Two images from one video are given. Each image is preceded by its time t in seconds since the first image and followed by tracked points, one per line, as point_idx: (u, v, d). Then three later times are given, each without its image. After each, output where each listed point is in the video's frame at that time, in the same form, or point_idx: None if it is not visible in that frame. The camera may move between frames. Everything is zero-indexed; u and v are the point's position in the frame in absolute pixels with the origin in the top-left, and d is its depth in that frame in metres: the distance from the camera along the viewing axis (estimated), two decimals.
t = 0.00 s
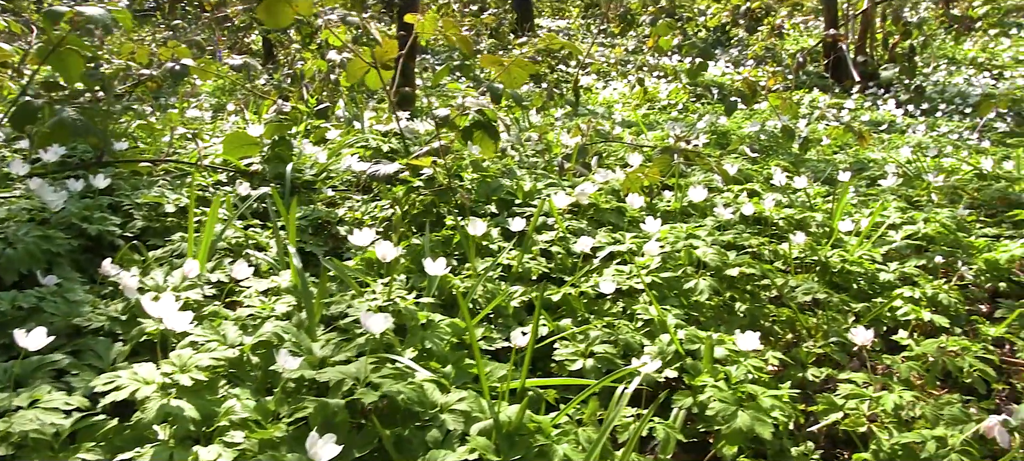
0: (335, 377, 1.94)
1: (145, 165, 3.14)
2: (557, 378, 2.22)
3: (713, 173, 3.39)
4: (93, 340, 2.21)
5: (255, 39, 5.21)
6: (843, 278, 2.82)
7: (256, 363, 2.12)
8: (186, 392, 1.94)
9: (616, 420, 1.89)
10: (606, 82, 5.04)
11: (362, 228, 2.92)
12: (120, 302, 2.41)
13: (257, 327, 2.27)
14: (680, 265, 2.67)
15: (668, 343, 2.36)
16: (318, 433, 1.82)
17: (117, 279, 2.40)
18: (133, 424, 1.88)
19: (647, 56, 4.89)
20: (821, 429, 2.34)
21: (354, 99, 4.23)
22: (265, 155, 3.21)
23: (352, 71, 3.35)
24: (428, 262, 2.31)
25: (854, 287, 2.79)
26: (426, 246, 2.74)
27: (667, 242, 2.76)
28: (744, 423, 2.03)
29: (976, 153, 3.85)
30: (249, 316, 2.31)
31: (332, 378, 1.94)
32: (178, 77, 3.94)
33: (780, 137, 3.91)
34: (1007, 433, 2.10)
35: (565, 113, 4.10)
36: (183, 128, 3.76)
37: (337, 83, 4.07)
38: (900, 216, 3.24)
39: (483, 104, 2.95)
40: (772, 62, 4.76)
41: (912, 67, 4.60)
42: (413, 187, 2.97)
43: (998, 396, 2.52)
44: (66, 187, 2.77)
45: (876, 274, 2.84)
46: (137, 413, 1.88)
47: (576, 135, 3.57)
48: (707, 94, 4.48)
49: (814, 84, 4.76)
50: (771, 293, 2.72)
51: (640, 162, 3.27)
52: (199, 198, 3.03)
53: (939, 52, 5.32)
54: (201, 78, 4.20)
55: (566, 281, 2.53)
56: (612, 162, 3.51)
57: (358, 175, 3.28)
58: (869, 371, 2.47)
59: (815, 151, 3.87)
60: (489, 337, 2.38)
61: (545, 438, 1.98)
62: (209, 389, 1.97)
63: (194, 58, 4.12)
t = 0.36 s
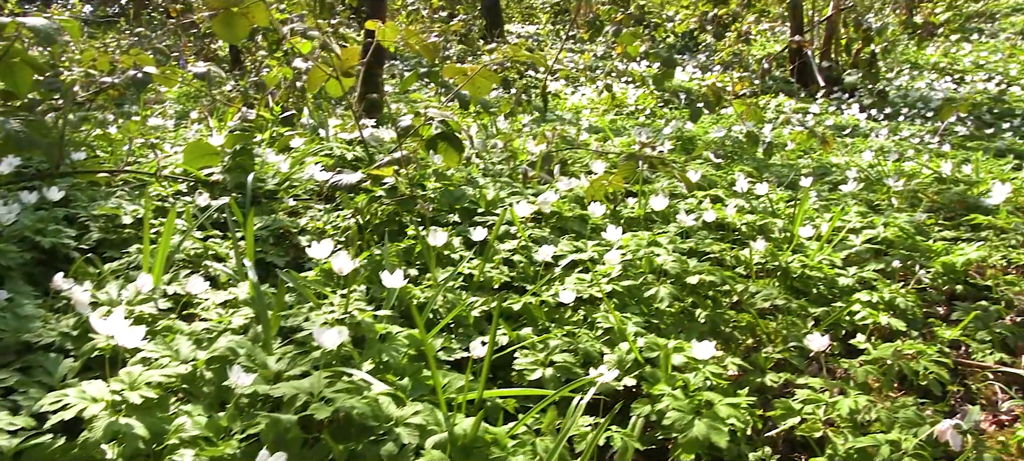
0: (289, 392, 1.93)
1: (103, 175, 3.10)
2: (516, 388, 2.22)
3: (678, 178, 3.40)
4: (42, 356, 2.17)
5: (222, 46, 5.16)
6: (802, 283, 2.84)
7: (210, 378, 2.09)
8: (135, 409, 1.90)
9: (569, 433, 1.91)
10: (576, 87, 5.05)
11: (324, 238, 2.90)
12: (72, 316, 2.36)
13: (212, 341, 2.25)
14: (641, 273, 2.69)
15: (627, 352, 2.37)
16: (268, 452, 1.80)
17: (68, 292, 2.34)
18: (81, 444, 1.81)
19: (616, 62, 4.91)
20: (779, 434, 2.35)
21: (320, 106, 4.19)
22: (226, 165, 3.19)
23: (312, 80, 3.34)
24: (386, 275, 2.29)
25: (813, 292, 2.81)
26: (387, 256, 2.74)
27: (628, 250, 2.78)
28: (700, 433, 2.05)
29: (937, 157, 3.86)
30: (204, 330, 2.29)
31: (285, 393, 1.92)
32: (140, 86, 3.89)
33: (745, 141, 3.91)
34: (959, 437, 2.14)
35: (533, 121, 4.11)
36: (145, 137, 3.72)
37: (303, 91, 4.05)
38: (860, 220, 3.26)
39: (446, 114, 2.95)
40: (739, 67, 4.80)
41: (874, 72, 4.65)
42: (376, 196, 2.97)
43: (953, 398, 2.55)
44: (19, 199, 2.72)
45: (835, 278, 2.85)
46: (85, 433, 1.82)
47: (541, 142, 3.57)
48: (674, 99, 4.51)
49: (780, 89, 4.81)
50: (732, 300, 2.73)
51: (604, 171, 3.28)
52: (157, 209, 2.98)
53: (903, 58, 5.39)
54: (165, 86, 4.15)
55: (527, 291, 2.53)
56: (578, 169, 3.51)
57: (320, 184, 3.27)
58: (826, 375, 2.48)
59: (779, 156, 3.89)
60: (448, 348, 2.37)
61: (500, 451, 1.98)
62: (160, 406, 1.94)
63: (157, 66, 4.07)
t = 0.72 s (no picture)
0: (243, 407, 1.91)
1: (60, 186, 3.04)
2: (476, 398, 2.21)
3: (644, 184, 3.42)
4: None
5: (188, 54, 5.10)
6: (764, 287, 2.83)
7: (163, 394, 2.07)
8: (84, 428, 1.84)
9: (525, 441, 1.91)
10: (545, 93, 5.05)
11: (286, 248, 2.88)
12: (24, 333, 2.31)
13: (167, 355, 2.23)
14: (602, 280, 2.69)
15: (588, 360, 2.37)
16: None
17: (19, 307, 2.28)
18: None
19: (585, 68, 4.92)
20: (739, 439, 2.35)
21: (285, 114, 4.15)
22: (187, 175, 3.17)
23: (274, 89, 3.32)
24: (345, 286, 2.27)
25: (774, 297, 2.81)
26: (348, 266, 2.73)
27: (591, 257, 2.78)
28: (658, 440, 2.05)
29: (898, 161, 3.88)
30: (159, 345, 2.27)
31: (240, 408, 1.91)
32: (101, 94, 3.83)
33: (710, 146, 3.90)
34: (913, 439, 2.16)
35: (500, 128, 4.11)
36: (106, 148, 3.67)
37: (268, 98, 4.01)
38: (822, 223, 3.27)
39: (410, 123, 2.93)
40: (706, 72, 4.83)
41: (839, 77, 4.62)
42: (338, 206, 2.96)
43: (911, 400, 2.57)
44: None
45: (796, 283, 2.86)
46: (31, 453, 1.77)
47: (507, 149, 3.57)
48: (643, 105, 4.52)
49: (747, 94, 4.85)
50: (693, 306, 2.74)
51: (569, 177, 3.27)
52: (116, 220, 2.94)
53: (867, 62, 5.45)
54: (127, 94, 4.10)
55: (489, 300, 2.53)
56: (543, 176, 3.50)
57: (283, 193, 3.27)
58: (785, 380, 2.50)
59: (744, 161, 3.90)
60: (409, 358, 2.37)
61: None
62: (111, 424, 1.89)
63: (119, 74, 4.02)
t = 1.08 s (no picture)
0: (200, 421, 1.89)
1: (16, 198, 2.99)
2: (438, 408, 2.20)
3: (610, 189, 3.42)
4: None
5: (154, 61, 5.05)
6: (727, 292, 2.84)
7: (118, 410, 2.03)
8: (35, 447, 1.83)
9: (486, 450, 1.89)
10: (515, 97, 5.05)
11: (249, 258, 2.86)
12: None
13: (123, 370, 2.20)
14: (566, 287, 2.69)
15: (550, 367, 2.38)
16: None
17: None
18: None
19: (554, 72, 4.92)
20: (701, 444, 2.36)
21: (250, 121, 4.11)
22: (147, 186, 3.15)
23: (237, 96, 3.26)
24: (305, 297, 2.27)
25: (737, 301, 2.82)
26: (311, 276, 2.71)
27: (555, 264, 2.78)
28: (618, 447, 2.05)
29: (861, 164, 3.86)
30: (115, 360, 2.23)
31: (197, 422, 1.88)
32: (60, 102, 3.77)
33: (676, 151, 3.91)
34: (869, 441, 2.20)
35: (468, 134, 4.10)
36: (66, 158, 3.62)
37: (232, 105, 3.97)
38: (784, 226, 3.27)
39: (376, 131, 2.90)
40: (675, 76, 4.85)
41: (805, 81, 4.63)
42: (301, 215, 2.98)
43: (870, 401, 2.60)
44: None
45: (759, 286, 2.87)
46: None
47: (473, 156, 3.56)
48: (611, 109, 4.53)
49: (715, 98, 4.88)
50: (656, 311, 2.74)
51: (535, 183, 3.27)
52: (73, 232, 2.90)
53: (833, 66, 5.51)
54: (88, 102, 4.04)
55: (452, 308, 2.53)
56: (509, 183, 3.50)
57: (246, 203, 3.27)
58: (746, 384, 2.52)
59: (711, 164, 3.89)
60: (371, 369, 2.37)
61: None
62: (63, 442, 1.87)
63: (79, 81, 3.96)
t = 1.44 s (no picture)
0: (156, 438, 1.85)
1: None
2: (398, 419, 2.19)
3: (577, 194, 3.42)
4: None
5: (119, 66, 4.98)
6: (690, 296, 2.85)
7: (71, 427, 1.99)
8: None
9: None
10: (484, 101, 5.04)
11: (211, 268, 2.84)
12: None
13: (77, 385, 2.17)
14: (529, 295, 2.68)
15: (512, 375, 2.38)
16: None
17: None
18: None
19: (524, 76, 4.92)
20: (663, 449, 2.37)
21: (215, 127, 4.07)
22: (107, 195, 3.10)
23: (198, 104, 3.22)
24: (262, 310, 2.25)
25: (700, 305, 2.83)
26: (272, 286, 2.69)
27: (519, 270, 2.78)
28: (577, 455, 2.04)
29: (826, 167, 3.84)
30: (70, 375, 2.20)
31: (152, 439, 1.85)
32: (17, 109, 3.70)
33: (642, 156, 3.92)
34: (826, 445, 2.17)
35: (436, 139, 4.09)
36: (25, 166, 3.56)
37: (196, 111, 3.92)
38: (748, 230, 3.25)
39: (340, 139, 2.88)
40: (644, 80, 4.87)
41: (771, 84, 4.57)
42: (264, 224, 2.96)
43: (830, 403, 2.61)
44: None
45: (722, 291, 2.87)
46: None
47: (440, 162, 3.55)
48: (580, 113, 4.53)
49: (684, 101, 4.91)
50: (618, 319, 2.73)
51: (501, 190, 3.27)
52: (30, 244, 2.86)
53: (799, 69, 5.57)
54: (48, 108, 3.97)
55: (415, 317, 2.52)
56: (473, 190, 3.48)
57: (209, 211, 3.25)
58: (708, 389, 2.53)
59: (678, 167, 3.88)
60: (333, 380, 2.36)
61: None
62: None
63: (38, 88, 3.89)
